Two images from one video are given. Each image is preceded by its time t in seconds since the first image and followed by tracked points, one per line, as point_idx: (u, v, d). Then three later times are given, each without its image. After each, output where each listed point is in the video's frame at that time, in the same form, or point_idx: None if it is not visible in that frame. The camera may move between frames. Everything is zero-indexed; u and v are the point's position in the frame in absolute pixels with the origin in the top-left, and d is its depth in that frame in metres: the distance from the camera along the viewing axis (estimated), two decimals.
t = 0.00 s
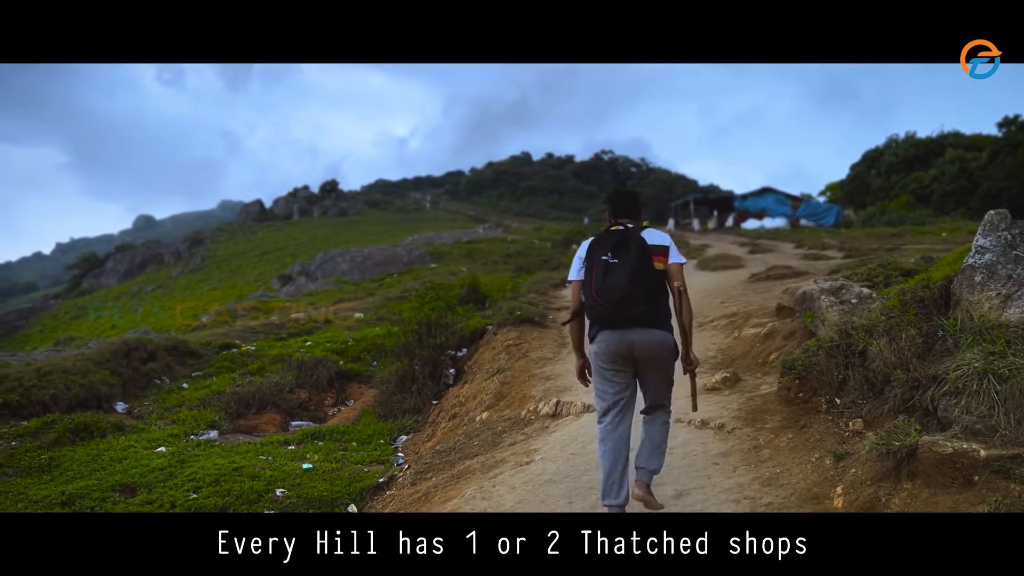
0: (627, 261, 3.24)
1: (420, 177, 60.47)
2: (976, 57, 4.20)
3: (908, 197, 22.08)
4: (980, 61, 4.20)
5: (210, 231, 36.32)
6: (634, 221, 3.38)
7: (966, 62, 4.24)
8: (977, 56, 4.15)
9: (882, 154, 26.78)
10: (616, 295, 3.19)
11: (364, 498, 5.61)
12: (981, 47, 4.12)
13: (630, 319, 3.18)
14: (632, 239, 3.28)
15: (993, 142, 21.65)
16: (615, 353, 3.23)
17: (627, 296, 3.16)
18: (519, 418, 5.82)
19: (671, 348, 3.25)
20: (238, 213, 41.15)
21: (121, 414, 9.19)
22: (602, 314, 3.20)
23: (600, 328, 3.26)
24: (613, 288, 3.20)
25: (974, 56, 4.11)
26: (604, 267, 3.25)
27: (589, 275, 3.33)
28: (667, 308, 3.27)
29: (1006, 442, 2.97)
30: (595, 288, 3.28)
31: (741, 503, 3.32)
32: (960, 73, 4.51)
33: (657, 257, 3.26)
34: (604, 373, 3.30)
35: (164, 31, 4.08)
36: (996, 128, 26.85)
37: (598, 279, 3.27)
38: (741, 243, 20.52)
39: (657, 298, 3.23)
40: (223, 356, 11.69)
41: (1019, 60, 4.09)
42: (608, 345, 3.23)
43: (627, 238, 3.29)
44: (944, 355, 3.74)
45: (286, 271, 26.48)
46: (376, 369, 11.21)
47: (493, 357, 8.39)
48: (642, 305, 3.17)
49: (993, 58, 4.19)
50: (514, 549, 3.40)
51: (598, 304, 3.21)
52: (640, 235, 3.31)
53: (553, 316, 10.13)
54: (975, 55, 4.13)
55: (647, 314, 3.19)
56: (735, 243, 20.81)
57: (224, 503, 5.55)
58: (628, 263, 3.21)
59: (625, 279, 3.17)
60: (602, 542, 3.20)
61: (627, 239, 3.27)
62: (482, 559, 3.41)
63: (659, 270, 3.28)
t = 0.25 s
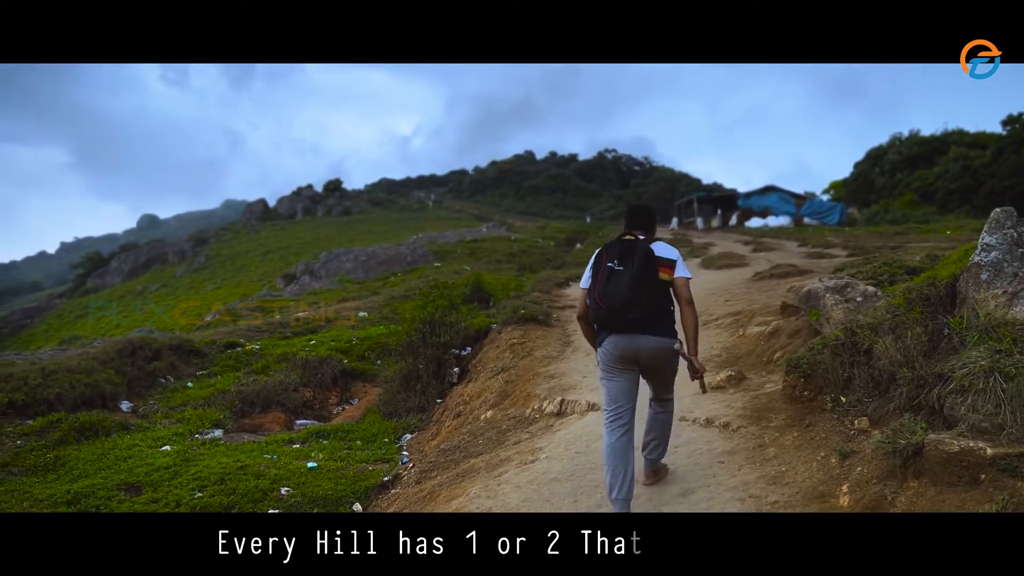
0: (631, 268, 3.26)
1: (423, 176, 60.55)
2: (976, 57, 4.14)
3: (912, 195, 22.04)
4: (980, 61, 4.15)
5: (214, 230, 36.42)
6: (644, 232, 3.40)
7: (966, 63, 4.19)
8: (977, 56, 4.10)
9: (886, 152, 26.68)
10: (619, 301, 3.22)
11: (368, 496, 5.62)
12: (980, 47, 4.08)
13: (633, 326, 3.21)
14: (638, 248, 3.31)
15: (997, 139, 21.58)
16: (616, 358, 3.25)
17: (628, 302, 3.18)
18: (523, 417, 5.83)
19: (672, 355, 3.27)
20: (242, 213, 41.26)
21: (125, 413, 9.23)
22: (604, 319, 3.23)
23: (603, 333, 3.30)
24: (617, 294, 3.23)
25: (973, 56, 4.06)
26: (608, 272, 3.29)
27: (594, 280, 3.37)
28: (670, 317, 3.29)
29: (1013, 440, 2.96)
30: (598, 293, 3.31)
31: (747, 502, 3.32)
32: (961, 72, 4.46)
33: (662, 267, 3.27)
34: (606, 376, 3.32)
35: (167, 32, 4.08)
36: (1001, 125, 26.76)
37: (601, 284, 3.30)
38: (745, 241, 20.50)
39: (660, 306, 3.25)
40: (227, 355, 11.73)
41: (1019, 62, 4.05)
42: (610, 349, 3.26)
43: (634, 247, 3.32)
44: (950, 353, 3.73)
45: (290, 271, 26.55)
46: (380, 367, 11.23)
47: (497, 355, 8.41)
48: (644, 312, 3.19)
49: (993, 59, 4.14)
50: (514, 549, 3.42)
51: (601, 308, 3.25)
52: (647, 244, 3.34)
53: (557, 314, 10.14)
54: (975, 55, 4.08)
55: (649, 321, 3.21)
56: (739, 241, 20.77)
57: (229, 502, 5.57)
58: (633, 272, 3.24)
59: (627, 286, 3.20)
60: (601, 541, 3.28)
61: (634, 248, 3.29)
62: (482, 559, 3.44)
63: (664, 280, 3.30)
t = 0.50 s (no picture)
0: (645, 248, 3.45)
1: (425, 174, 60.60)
2: (976, 57, 4.01)
3: (915, 192, 22.00)
4: (979, 62, 4.04)
5: (217, 228, 36.50)
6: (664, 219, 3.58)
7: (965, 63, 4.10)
8: (976, 56, 4.01)
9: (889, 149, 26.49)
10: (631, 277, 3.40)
11: (371, 494, 5.63)
12: (980, 47, 3.99)
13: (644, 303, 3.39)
14: (656, 231, 3.49)
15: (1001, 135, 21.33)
16: (625, 332, 3.43)
17: (640, 279, 3.36)
18: (526, 415, 5.83)
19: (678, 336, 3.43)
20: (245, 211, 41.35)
21: (128, 412, 9.29)
22: (617, 293, 3.42)
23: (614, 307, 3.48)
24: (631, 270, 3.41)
25: (972, 57, 3.97)
26: (624, 250, 3.48)
27: (610, 257, 3.57)
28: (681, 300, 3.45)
29: (1017, 437, 2.95)
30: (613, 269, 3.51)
31: (751, 499, 3.32)
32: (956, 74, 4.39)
33: (677, 251, 3.44)
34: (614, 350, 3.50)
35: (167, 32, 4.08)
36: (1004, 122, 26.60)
37: (616, 260, 3.50)
38: (748, 239, 20.45)
39: (671, 287, 3.42)
40: (230, 354, 11.76)
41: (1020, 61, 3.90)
42: (621, 323, 3.44)
43: (652, 229, 3.51)
44: (955, 350, 3.72)
45: (292, 269, 26.60)
46: (383, 365, 11.25)
47: (500, 353, 8.41)
48: (654, 289, 3.37)
49: (993, 58, 4.03)
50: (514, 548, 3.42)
51: (613, 283, 3.44)
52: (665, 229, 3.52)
53: (560, 312, 10.13)
54: (974, 55, 3.99)
55: (659, 299, 3.38)
56: (741, 239, 20.75)
57: (232, 500, 5.59)
58: (649, 253, 3.43)
59: (641, 264, 3.39)
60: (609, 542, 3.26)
61: (652, 230, 3.48)
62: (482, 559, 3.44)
63: (678, 263, 3.47)
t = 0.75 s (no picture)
0: (656, 237, 3.68)
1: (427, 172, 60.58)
2: (975, 57, 3.91)
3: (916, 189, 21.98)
4: (978, 62, 3.93)
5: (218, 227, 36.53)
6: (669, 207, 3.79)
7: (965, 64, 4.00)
8: (975, 56, 3.90)
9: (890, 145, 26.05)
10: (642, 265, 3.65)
11: (373, 492, 5.64)
12: (980, 47, 3.89)
13: (654, 288, 3.63)
14: (664, 219, 3.72)
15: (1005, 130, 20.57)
16: (636, 317, 3.68)
17: (651, 268, 3.61)
18: (528, 412, 5.84)
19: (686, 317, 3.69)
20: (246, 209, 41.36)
21: (130, 410, 9.35)
22: (629, 281, 3.66)
23: (626, 293, 3.72)
24: (641, 258, 3.65)
25: (971, 56, 3.87)
26: (635, 239, 3.71)
27: (621, 245, 3.79)
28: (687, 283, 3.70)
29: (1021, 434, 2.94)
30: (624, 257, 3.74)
31: (753, 497, 3.32)
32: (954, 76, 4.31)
33: (684, 238, 3.67)
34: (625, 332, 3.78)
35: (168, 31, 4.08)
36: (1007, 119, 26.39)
37: (628, 249, 3.72)
38: (749, 236, 20.41)
39: (678, 272, 3.66)
40: (231, 352, 11.77)
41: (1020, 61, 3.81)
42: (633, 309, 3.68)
43: (660, 218, 3.73)
44: (958, 347, 3.72)
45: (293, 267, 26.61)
46: (384, 363, 11.25)
47: (502, 351, 8.42)
48: (663, 277, 3.61)
49: (992, 58, 3.90)
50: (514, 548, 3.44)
51: (625, 272, 3.67)
52: (671, 217, 3.75)
53: (562, 310, 10.12)
54: (973, 55, 3.89)
55: (669, 285, 3.63)
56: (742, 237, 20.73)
57: (234, 498, 5.59)
58: (659, 241, 3.65)
59: (651, 253, 3.62)
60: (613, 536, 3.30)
61: (660, 219, 3.71)
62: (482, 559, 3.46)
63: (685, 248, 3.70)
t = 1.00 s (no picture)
0: (657, 243, 3.70)
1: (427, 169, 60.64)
2: (976, 57, 3.90)
3: (918, 186, 21.96)
4: (979, 62, 3.91)
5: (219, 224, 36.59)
6: (668, 212, 3.80)
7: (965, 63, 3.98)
8: (976, 56, 3.88)
9: (891, 142, 25.52)
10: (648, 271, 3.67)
11: (376, 490, 5.66)
12: (979, 47, 3.86)
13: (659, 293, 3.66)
14: (665, 224, 3.74)
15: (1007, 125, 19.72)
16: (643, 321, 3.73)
17: (657, 273, 3.63)
18: (530, 410, 5.84)
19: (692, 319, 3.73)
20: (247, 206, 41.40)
21: (132, 408, 9.36)
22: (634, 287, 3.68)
23: (632, 299, 3.75)
24: (646, 265, 3.67)
25: (971, 56, 3.84)
26: (638, 246, 3.72)
27: (625, 252, 3.81)
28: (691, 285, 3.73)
29: None
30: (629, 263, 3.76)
31: (756, 494, 3.32)
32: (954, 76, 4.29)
33: (686, 242, 3.69)
34: (633, 334, 3.85)
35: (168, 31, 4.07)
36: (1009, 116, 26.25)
37: (632, 256, 3.74)
38: (751, 233, 20.37)
39: (682, 275, 3.68)
40: (233, 350, 11.79)
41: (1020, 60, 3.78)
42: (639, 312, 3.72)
43: (661, 223, 3.75)
44: (961, 343, 3.72)
45: (294, 265, 26.65)
46: (386, 361, 11.27)
47: (503, 348, 8.42)
48: (668, 281, 3.64)
49: (992, 58, 3.89)
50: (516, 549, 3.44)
51: (631, 278, 3.69)
52: (672, 222, 3.76)
53: (563, 307, 10.12)
54: (974, 55, 3.86)
55: (674, 288, 3.66)
56: (744, 233, 20.72)
57: (237, 496, 5.61)
58: (661, 247, 3.67)
59: (656, 259, 3.64)
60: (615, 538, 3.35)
61: (662, 224, 3.72)
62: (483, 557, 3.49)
63: (685, 251, 3.71)
